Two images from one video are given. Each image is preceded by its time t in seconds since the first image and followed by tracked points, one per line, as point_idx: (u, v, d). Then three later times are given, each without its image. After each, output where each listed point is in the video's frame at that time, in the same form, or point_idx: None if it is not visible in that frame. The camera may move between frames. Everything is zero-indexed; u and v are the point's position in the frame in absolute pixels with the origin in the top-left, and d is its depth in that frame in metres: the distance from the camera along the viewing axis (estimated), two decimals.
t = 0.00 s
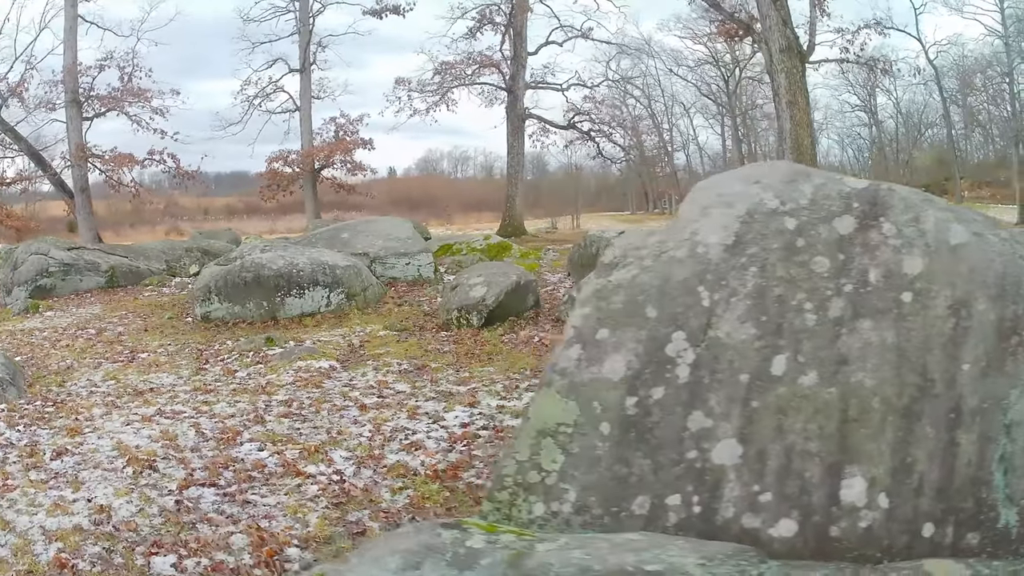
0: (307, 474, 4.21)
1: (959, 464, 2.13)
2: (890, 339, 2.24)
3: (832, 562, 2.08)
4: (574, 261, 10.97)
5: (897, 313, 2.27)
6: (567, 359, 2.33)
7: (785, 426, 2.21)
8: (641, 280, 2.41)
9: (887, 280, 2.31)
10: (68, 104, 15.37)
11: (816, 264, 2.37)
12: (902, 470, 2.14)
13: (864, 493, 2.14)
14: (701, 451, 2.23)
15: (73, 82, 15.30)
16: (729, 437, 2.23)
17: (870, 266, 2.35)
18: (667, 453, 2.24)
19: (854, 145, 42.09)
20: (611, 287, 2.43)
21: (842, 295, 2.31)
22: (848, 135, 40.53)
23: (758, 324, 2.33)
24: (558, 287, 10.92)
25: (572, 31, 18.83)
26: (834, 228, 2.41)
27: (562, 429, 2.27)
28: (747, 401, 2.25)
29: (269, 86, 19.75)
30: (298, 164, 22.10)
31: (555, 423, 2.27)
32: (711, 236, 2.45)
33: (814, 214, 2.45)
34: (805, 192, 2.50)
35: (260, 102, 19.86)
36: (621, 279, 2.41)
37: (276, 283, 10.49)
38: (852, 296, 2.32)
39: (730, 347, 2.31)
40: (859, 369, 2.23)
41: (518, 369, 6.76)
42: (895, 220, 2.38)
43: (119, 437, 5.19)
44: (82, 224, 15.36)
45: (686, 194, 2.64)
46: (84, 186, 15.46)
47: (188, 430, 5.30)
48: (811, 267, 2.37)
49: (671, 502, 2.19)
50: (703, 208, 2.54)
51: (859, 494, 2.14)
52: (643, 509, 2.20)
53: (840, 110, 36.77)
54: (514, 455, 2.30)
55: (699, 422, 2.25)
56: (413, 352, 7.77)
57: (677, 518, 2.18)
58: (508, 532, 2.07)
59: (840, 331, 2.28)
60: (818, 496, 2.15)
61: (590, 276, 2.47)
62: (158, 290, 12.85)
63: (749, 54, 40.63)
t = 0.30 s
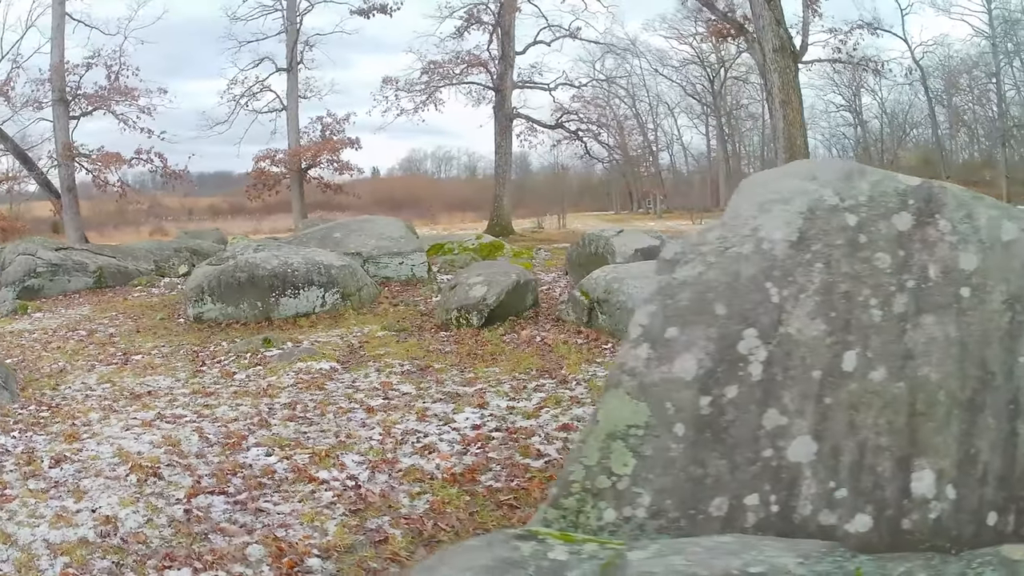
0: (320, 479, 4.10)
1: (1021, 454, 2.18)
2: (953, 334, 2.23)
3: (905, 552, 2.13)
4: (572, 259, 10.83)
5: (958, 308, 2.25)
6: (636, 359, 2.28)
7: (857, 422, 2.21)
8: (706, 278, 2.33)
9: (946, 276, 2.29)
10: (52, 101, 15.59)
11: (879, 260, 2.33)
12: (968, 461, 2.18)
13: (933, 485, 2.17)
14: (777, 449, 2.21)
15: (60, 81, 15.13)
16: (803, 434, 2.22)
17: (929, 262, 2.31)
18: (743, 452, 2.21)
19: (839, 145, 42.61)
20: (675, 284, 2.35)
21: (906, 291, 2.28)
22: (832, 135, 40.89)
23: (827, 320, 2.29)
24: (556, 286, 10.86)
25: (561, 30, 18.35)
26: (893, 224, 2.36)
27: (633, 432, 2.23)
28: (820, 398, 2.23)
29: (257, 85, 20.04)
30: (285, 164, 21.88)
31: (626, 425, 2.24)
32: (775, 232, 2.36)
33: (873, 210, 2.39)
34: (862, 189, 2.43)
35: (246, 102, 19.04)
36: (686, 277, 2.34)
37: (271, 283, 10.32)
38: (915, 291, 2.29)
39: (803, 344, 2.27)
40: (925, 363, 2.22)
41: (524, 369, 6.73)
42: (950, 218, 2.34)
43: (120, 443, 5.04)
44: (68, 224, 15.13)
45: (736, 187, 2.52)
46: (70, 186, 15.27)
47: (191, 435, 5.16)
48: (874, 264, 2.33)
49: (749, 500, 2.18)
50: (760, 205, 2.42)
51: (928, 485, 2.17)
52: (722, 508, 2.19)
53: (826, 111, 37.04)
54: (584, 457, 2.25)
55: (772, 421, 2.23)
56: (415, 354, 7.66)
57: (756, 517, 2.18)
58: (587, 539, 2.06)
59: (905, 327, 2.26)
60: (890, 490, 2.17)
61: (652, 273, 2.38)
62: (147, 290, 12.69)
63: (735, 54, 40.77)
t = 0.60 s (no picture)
0: (332, 491, 4.01)
1: None
2: (1015, 338, 2.23)
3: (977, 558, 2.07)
4: (570, 258, 10.83)
5: (1019, 312, 2.26)
6: (711, 369, 2.26)
7: (930, 428, 2.18)
8: (777, 283, 2.35)
9: (1007, 280, 2.30)
10: (42, 101, 16.40)
11: (943, 265, 2.35)
12: None
13: (1000, 488, 2.12)
14: (855, 458, 2.17)
15: (46, 80, 16.32)
16: (879, 443, 2.18)
17: (990, 266, 2.33)
18: (822, 462, 2.17)
19: (825, 143, 42.94)
20: (745, 290, 2.37)
21: (970, 295, 2.29)
22: (817, 133, 41.25)
23: (898, 325, 2.29)
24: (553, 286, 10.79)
25: (549, 28, 18.72)
26: (953, 229, 2.40)
27: (708, 444, 2.20)
28: (895, 405, 2.21)
29: (241, 85, 20.41)
30: (272, 163, 21.69)
31: (699, 437, 2.20)
32: (842, 236, 2.42)
33: (933, 215, 2.44)
34: (921, 193, 2.49)
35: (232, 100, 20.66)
36: (755, 282, 2.37)
37: (265, 284, 10.14)
38: (978, 296, 2.30)
39: (876, 350, 2.26)
40: (992, 367, 2.20)
41: (530, 371, 6.76)
42: (1006, 222, 2.39)
43: (120, 453, 4.87)
44: (55, 224, 15.88)
45: (793, 188, 2.62)
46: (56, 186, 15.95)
47: (193, 444, 4.99)
48: (939, 268, 2.35)
49: (829, 512, 2.14)
50: (822, 206, 2.50)
51: (996, 489, 2.12)
52: (802, 519, 2.13)
53: (811, 110, 37.26)
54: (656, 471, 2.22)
55: (848, 429, 2.20)
56: (416, 356, 7.50)
57: (835, 528, 2.13)
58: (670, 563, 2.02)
59: (971, 331, 2.25)
60: (964, 493, 2.13)
61: (718, 277, 2.42)
62: (136, 291, 12.90)
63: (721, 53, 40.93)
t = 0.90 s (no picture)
0: (344, 501, 3.89)
1: None
2: None
3: None
4: (573, 254, 10.82)
5: None
6: (784, 374, 2.23)
7: (1001, 431, 2.20)
8: (845, 280, 2.31)
9: None
10: (31, 100, 16.11)
11: (1007, 261, 2.31)
12: None
13: None
14: (932, 462, 2.19)
15: (35, 78, 16.08)
16: (954, 446, 2.21)
17: None
18: (900, 469, 2.18)
19: (814, 139, 43.18)
20: (813, 287, 2.34)
21: None
22: (806, 130, 41.44)
23: (968, 324, 2.27)
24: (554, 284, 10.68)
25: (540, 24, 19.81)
26: (1015, 224, 2.35)
27: (783, 455, 2.18)
28: (970, 407, 2.22)
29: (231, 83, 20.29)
30: (262, 161, 21.42)
31: (777, 447, 2.18)
32: (908, 231, 2.35)
33: (994, 210, 2.37)
34: (979, 187, 2.41)
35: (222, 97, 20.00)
36: (823, 279, 2.33)
37: (260, 284, 9.91)
38: None
39: (949, 349, 2.24)
40: None
41: (536, 371, 6.77)
42: None
43: (116, 462, 4.67)
44: (44, 223, 15.91)
45: (849, 184, 2.56)
46: (45, 185, 15.96)
47: (193, 452, 4.80)
48: (1002, 264, 2.32)
49: (908, 520, 2.17)
50: (881, 200, 2.44)
51: None
52: (882, 528, 2.16)
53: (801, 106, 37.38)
54: (731, 487, 2.21)
55: (924, 433, 2.20)
56: (418, 356, 7.32)
57: (915, 536, 2.17)
58: None
59: None
60: None
61: (783, 275, 2.39)
62: (127, 292, 12.76)
63: (711, 49, 40.89)
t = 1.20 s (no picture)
0: (360, 516, 3.75)
1: None
2: None
3: None
4: (581, 255, 10.72)
5: None
6: (875, 387, 2.17)
7: None
8: (933, 287, 2.24)
9: None
10: (27, 99, 15.87)
11: None
12: None
13: None
14: (1019, 475, 2.15)
15: (32, 76, 15.84)
16: None
17: None
18: (988, 483, 2.13)
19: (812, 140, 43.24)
20: (895, 294, 2.28)
21: None
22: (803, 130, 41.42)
23: None
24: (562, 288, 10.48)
25: (539, 24, 19.95)
26: None
27: (875, 472, 2.14)
28: None
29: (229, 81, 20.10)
30: (259, 161, 21.16)
31: (867, 465, 2.14)
32: (987, 235, 2.31)
33: None
34: None
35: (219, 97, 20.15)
36: (908, 286, 2.27)
37: (262, 285, 9.70)
38: None
39: None
40: None
41: (552, 376, 6.73)
42: None
43: (118, 474, 4.46)
44: (39, 223, 15.72)
45: (914, 189, 2.62)
46: (42, 185, 15.78)
47: (199, 463, 4.60)
48: None
49: (996, 536, 2.14)
50: (953, 203, 2.46)
51: None
52: (971, 544, 2.12)
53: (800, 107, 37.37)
54: (821, 509, 2.17)
55: (1011, 444, 2.15)
56: (428, 360, 7.14)
57: (1003, 551, 2.14)
58: None
59: None
60: None
61: (862, 282, 2.33)
62: (125, 293, 12.50)
63: (710, 49, 40.79)
